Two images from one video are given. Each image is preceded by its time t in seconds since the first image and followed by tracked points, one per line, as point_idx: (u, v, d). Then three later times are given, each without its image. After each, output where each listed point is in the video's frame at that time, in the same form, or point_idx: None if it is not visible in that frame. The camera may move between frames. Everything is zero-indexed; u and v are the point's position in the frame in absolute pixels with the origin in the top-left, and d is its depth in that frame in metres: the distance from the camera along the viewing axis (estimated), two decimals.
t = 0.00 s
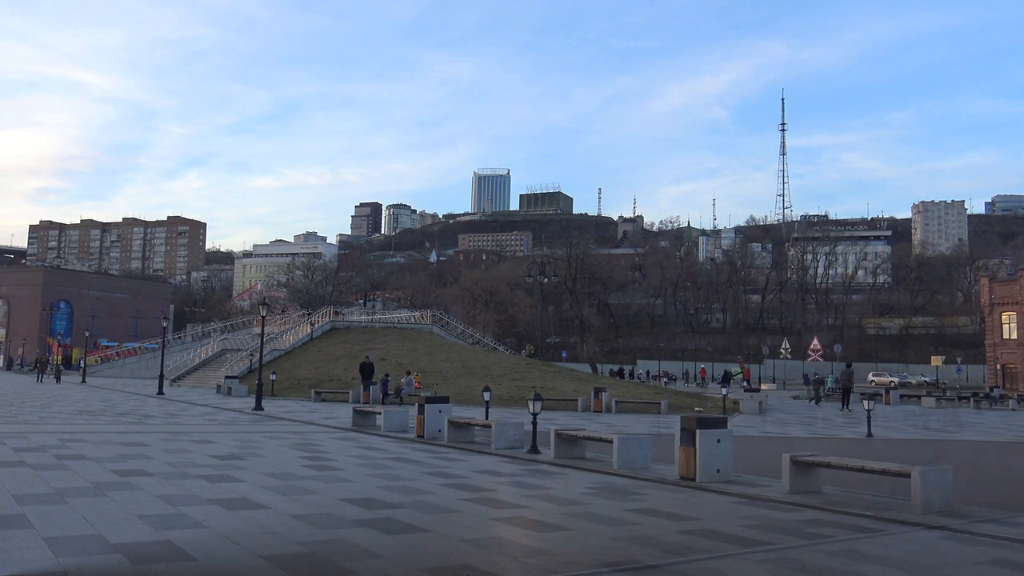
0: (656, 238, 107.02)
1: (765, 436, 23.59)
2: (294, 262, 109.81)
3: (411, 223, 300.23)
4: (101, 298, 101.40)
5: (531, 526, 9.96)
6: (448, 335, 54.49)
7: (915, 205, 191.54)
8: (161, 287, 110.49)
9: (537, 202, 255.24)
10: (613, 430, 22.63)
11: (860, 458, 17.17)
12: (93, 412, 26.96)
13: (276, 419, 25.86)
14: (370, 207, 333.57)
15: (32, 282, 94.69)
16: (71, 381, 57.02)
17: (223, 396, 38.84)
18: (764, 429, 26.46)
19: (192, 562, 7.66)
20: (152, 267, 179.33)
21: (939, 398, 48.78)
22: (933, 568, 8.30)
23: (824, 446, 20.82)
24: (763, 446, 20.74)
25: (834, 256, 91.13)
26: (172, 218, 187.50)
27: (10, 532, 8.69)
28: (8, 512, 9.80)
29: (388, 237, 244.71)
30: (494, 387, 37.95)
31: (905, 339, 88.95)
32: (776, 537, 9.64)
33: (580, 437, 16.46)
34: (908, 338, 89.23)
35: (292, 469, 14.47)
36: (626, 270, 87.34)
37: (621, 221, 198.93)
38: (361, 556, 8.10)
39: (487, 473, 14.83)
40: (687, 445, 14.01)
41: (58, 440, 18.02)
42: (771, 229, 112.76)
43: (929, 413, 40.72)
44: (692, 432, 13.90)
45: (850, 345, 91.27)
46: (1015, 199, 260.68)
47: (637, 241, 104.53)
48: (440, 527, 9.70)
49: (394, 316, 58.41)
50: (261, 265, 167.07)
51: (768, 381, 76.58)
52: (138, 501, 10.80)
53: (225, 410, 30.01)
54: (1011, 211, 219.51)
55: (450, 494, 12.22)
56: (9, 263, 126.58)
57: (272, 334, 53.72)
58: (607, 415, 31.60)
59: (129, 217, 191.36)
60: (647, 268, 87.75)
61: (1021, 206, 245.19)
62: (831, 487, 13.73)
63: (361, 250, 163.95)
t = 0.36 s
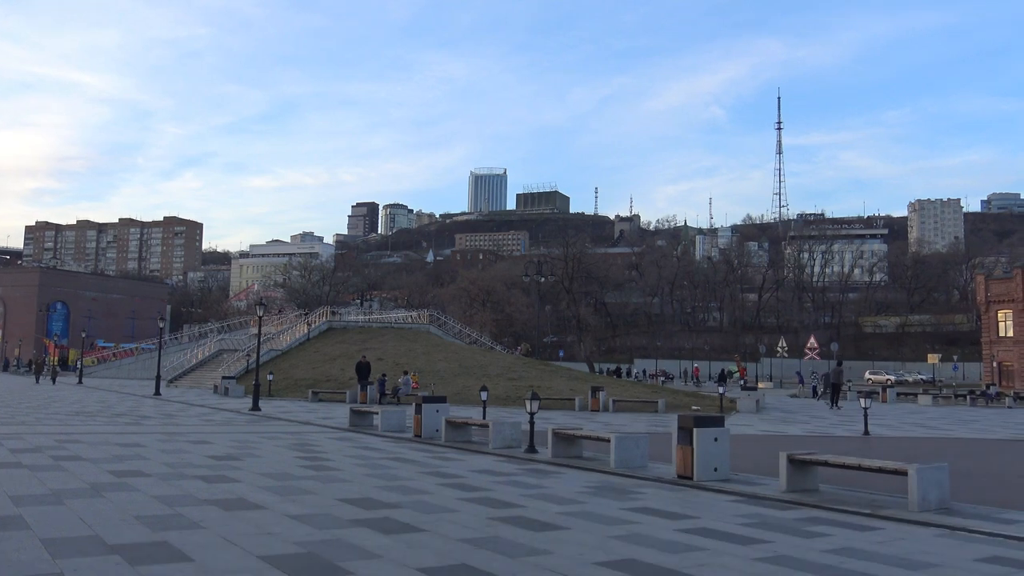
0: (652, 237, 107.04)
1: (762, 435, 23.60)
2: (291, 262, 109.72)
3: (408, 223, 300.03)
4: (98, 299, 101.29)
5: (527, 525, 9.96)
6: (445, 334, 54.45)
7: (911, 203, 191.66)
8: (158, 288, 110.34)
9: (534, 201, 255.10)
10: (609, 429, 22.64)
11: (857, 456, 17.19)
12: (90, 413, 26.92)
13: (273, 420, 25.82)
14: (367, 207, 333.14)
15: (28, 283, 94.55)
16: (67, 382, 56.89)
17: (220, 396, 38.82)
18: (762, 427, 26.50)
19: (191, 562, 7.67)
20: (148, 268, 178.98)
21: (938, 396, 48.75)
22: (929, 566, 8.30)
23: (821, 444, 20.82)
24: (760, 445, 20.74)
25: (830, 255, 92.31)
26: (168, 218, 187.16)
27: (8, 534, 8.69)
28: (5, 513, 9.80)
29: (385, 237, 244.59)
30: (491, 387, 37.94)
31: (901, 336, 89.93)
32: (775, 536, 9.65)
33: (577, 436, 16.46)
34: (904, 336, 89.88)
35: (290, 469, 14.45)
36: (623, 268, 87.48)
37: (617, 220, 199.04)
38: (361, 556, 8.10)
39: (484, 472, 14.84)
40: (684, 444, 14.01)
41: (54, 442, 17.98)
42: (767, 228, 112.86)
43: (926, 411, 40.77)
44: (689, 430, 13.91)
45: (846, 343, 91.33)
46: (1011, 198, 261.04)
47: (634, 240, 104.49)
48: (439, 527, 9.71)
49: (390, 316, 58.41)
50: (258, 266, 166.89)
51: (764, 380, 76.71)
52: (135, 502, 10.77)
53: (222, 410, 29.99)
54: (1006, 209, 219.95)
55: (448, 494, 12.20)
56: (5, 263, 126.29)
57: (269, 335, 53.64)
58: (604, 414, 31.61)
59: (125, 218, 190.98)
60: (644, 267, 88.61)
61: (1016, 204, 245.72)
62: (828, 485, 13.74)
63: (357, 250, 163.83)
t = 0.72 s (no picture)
0: (649, 236, 107.19)
1: (760, 435, 23.63)
2: (288, 262, 109.70)
3: (406, 223, 300.06)
4: (94, 300, 101.17)
5: (525, 525, 9.96)
6: (443, 334, 54.47)
7: (908, 202, 191.93)
8: (155, 288, 110.23)
9: (532, 201, 255.17)
10: (607, 429, 22.66)
11: (854, 455, 17.21)
12: (88, 414, 26.86)
13: (271, 421, 25.78)
14: (364, 207, 332.99)
15: (24, 284, 94.39)
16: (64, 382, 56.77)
17: (217, 397, 38.82)
18: (759, 427, 26.54)
19: (188, 563, 7.68)
20: (146, 269, 178.76)
21: (935, 394, 48.79)
22: (927, 565, 8.31)
23: (820, 443, 20.82)
24: (759, 444, 20.73)
25: (827, 254, 92.67)
26: (165, 219, 187.03)
27: (5, 535, 8.68)
28: (2, 514, 9.78)
29: (382, 237, 244.61)
30: (488, 386, 37.94)
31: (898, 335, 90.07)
32: (772, 535, 9.65)
33: (574, 436, 16.45)
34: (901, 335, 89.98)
35: (287, 470, 14.44)
36: (621, 269, 87.51)
37: (615, 220, 199.22)
38: (358, 557, 8.11)
39: (482, 472, 14.83)
40: (682, 444, 14.01)
41: (52, 443, 17.96)
42: (764, 227, 113.01)
43: (923, 410, 40.88)
44: (687, 430, 13.91)
45: (844, 342, 91.43)
46: (1007, 197, 261.54)
47: (631, 239, 104.59)
48: (436, 527, 9.71)
49: (388, 317, 58.38)
50: (255, 266, 166.83)
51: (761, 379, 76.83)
52: (133, 503, 10.77)
53: (219, 411, 29.99)
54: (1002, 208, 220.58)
55: (446, 494, 12.21)
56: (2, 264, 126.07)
57: (267, 335, 53.58)
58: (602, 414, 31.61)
59: (122, 219, 190.83)
60: (642, 267, 88.87)
61: (1012, 203, 246.39)
62: (826, 484, 13.74)
63: (355, 250, 163.83)
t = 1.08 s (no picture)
0: (647, 237, 107.44)
1: (757, 434, 23.69)
2: (286, 262, 109.71)
3: (404, 224, 300.24)
4: (91, 300, 101.04)
5: (522, 525, 9.97)
6: (440, 335, 54.51)
7: (905, 203, 192.24)
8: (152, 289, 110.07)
9: (529, 201, 255.34)
10: (604, 429, 22.71)
11: (850, 455, 17.26)
12: (84, 415, 26.88)
13: (268, 421, 25.79)
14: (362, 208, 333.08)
15: (21, 285, 94.28)
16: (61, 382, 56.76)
17: (215, 397, 38.82)
18: (756, 427, 26.61)
19: (186, 564, 7.66)
20: (143, 269, 178.58)
21: (932, 394, 48.93)
22: (923, 565, 8.33)
23: (817, 443, 20.90)
24: (756, 444, 20.78)
25: (824, 254, 92.85)
26: (162, 219, 186.74)
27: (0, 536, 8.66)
28: None
29: (380, 237, 244.57)
30: (486, 387, 37.97)
31: (896, 335, 90.30)
32: (769, 536, 9.68)
33: (572, 436, 16.47)
34: (898, 334, 90.24)
35: (286, 470, 14.43)
36: (618, 269, 87.77)
37: (612, 221, 199.47)
38: (355, 557, 8.09)
39: (479, 473, 14.84)
40: (679, 444, 14.02)
41: (48, 443, 17.93)
42: (761, 227, 113.24)
43: (920, 410, 40.99)
44: (684, 430, 13.94)
45: (841, 342, 91.54)
46: (1004, 197, 262.37)
47: (628, 240, 104.80)
48: (433, 527, 9.72)
49: (386, 317, 58.39)
50: (253, 266, 166.66)
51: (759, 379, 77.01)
52: (129, 504, 10.76)
53: (216, 411, 29.98)
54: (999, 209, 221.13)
55: (443, 494, 12.22)
56: None
57: (264, 336, 53.54)
58: (600, 414, 31.61)
59: (119, 219, 190.58)
60: (639, 268, 88.91)
61: (1009, 203, 247.21)
62: (823, 484, 13.77)
63: (352, 251, 163.86)
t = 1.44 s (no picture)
0: (645, 237, 107.65)
1: (755, 435, 23.71)
2: (284, 263, 109.75)
3: (402, 224, 300.38)
4: (88, 301, 100.97)
5: (520, 525, 9.99)
6: (438, 335, 54.50)
7: (903, 203, 192.46)
8: (150, 290, 109.97)
9: (527, 201, 255.45)
10: (602, 430, 22.72)
11: (847, 456, 17.30)
12: (82, 416, 26.88)
13: (266, 422, 25.79)
14: (360, 207, 333.27)
15: (18, 286, 94.19)
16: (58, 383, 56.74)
17: (213, 398, 38.82)
18: (753, 427, 26.63)
19: (183, 565, 7.67)
20: (140, 269, 178.51)
21: (930, 394, 49.00)
22: (921, 565, 8.32)
23: (814, 443, 20.92)
24: (753, 444, 20.78)
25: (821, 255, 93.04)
26: (160, 219, 186.68)
27: None
28: None
29: (378, 237, 244.64)
30: (484, 387, 37.98)
31: (894, 335, 90.42)
32: (767, 536, 9.68)
33: (570, 436, 16.48)
34: (896, 335, 90.39)
35: (283, 471, 14.43)
36: (616, 269, 87.84)
37: (611, 221, 199.69)
38: (353, 558, 8.08)
39: (477, 473, 14.85)
40: (677, 445, 14.04)
41: (46, 444, 17.91)
42: (759, 228, 113.38)
43: (917, 410, 41.07)
44: (682, 431, 13.95)
45: (838, 343, 91.67)
46: (1001, 197, 262.90)
47: (627, 240, 104.96)
48: (431, 528, 9.72)
49: (383, 317, 58.33)
50: (251, 267, 166.59)
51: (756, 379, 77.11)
52: (127, 505, 10.75)
53: (214, 412, 29.97)
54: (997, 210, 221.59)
55: (441, 495, 12.22)
56: None
57: (262, 336, 53.54)
58: (598, 414, 31.63)
59: (116, 219, 190.48)
60: (637, 268, 88.99)
61: (1007, 203, 247.91)
62: (820, 484, 13.79)
63: (350, 251, 163.80)
